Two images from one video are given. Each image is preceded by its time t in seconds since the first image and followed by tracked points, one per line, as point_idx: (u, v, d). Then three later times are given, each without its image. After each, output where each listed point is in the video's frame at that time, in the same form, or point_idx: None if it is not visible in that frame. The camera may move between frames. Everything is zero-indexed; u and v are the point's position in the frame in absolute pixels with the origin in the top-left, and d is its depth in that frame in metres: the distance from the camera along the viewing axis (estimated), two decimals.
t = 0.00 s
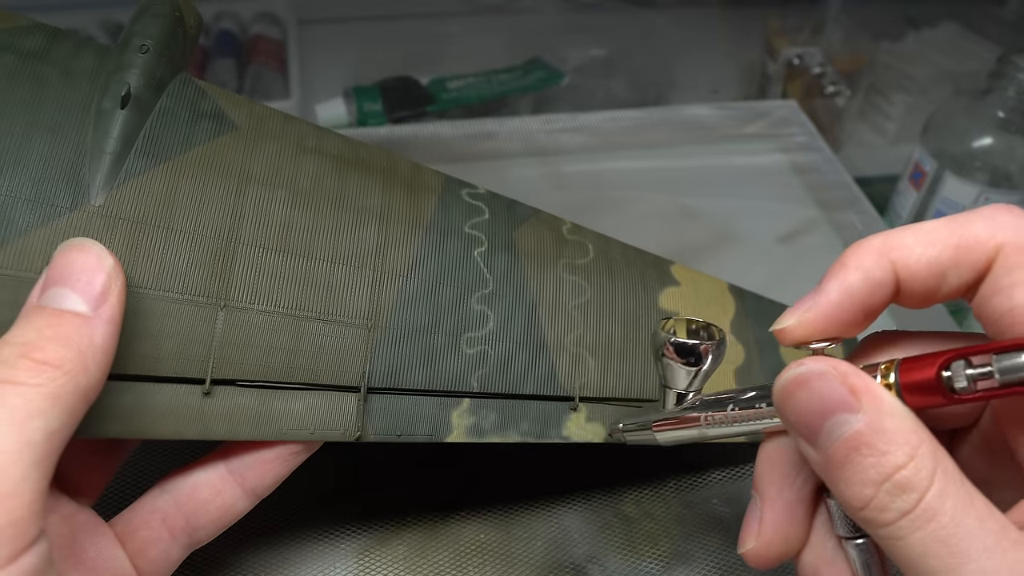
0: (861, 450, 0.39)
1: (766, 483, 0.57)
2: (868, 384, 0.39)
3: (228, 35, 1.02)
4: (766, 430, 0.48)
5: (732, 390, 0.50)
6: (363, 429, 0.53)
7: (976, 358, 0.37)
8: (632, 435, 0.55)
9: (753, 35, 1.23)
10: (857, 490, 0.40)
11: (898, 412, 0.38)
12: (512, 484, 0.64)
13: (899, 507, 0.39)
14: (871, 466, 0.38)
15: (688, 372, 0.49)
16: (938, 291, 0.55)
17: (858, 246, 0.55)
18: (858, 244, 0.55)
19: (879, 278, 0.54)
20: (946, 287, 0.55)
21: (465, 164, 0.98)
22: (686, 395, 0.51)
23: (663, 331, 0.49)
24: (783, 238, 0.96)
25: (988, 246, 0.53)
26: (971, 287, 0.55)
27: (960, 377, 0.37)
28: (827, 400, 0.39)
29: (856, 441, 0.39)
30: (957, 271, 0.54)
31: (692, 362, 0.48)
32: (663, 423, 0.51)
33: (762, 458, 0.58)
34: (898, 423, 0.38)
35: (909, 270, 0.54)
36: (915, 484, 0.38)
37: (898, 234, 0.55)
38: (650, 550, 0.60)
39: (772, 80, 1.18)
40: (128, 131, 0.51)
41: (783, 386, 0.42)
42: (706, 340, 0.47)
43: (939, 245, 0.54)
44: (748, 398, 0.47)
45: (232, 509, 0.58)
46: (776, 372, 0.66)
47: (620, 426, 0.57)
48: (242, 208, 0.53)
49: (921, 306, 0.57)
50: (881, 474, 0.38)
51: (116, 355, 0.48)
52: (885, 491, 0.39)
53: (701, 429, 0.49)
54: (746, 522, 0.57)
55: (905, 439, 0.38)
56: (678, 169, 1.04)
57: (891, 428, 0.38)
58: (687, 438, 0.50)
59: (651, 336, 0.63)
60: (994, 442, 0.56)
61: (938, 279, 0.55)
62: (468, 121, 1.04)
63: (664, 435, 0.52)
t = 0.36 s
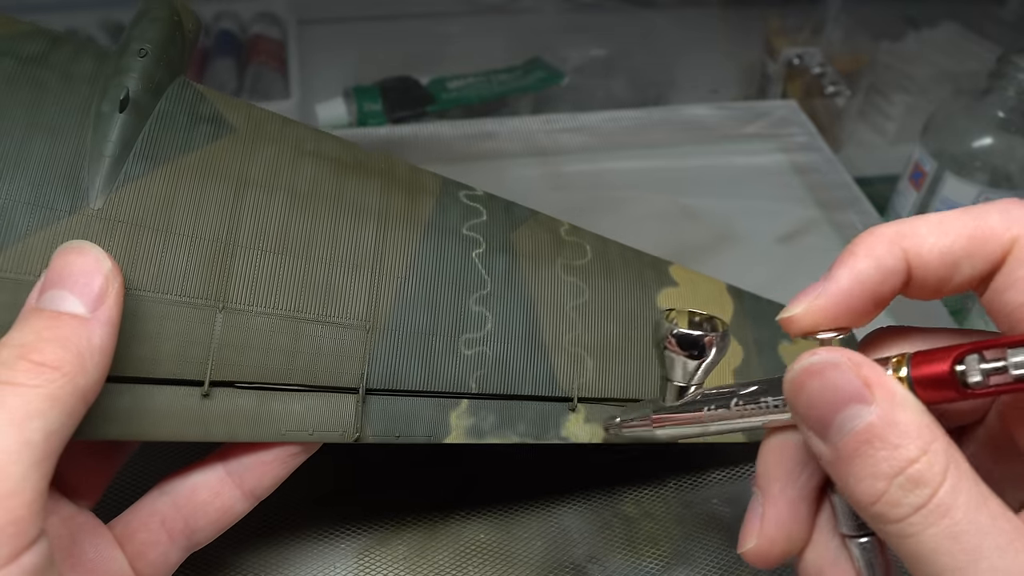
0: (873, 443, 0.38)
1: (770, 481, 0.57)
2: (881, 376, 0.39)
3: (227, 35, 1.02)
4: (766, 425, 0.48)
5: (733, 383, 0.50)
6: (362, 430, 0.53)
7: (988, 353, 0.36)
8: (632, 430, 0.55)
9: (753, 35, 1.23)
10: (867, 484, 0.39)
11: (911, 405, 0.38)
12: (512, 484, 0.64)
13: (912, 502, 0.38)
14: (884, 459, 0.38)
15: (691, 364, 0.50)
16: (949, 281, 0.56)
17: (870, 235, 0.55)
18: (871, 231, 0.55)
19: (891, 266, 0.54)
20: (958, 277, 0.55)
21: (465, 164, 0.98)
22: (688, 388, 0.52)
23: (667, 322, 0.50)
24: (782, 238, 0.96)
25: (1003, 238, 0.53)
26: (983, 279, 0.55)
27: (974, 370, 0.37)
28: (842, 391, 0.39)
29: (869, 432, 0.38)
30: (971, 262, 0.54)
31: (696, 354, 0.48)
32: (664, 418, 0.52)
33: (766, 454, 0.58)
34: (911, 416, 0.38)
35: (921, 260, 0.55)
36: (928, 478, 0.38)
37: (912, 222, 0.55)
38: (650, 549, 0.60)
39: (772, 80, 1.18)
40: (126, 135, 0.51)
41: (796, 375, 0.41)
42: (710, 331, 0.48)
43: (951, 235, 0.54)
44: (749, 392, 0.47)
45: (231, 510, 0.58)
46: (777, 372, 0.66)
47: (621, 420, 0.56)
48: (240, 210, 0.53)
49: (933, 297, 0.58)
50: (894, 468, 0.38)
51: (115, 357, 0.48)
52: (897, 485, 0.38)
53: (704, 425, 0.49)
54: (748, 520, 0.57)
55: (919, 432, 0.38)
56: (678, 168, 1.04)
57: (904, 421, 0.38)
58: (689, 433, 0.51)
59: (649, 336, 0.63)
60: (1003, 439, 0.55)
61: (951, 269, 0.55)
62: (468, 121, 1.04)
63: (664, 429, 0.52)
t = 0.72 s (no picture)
0: (721, 460, 0.38)
1: (632, 497, 0.56)
2: (726, 391, 0.39)
3: (228, 36, 1.02)
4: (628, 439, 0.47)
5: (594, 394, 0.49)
6: (364, 431, 0.53)
7: (838, 360, 0.36)
8: (498, 444, 0.52)
9: (753, 36, 1.23)
10: (719, 502, 0.39)
11: (757, 421, 0.38)
12: (512, 484, 0.64)
13: (761, 520, 0.38)
14: (733, 477, 0.38)
15: (546, 379, 0.47)
16: (794, 288, 0.53)
17: (710, 245, 0.53)
18: (712, 240, 0.53)
19: (733, 275, 0.52)
20: (802, 284, 0.52)
21: (466, 164, 0.98)
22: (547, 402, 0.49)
23: (518, 336, 0.46)
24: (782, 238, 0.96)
25: (844, 241, 0.50)
26: (831, 284, 0.52)
27: (821, 380, 0.37)
28: (687, 408, 0.39)
29: (716, 450, 0.38)
30: (814, 268, 0.51)
31: (551, 369, 0.46)
32: (524, 432, 0.49)
33: (626, 468, 0.56)
34: (759, 431, 0.38)
35: (763, 268, 0.52)
36: (777, 494, 0.38)
37: (753, 229, 0.53)
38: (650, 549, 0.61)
39: (772, 80, 1.18)
40: (128, 132, 0.51)
41: (639, 395, 0.41)
42: (564, 344, 0.46)
43: (795, 241, 0.51)
44: (613, 403, 0.46)
45: (232, 510, 0.59)
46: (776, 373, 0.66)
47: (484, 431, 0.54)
48: (243, 208, 0.53)
49: (781, 304, 0.55)
50: (743, 485, 0.38)
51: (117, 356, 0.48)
52: (746, 502, 0.38)
53: (563, 439, 0.47)
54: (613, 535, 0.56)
55: (767, 447, 0.38)
56: (678, 168, 1.04)
57: (752, 436, 0.38)
58: (548, 448, 0.49)
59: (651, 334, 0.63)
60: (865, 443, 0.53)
61: (794, 277, 0.52)
62: (468, 121, 1.04)
63: (528, 446, 0.50)
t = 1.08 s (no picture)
0: (735, 443, 0.39)
1: (637, 476, 0.56)
2: (741, 373, 0.39)
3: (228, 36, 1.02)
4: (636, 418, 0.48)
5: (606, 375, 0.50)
6: (364, 430, 0.53)
7: (851, 346, 0.37)
8: (504, 422, 0.53)
9: (753, 35, 1.23)
10: (731, 484, 0.39)
11: (773, 405, 0.38)
12: (512, 484, 0.64)
13: (773, 502, 0.38)
14: (745, 459, 0.38)
15: (556, 356, 0.47)
16: (811, 274, 0.53)
17: (729, 226, 0.53)
18: (731, 222, 0.53)
19: (749, 258, 0.52)
20: (820, 269, 0.53)
21: (466, 164, 0.98)
22: (555, 381, 0.49)
23: (530, 312, 0.46)
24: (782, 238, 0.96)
25: (864, 227, 0.51)
26: (849, 270, 0.52)
27: (834, 364, 0.38)
28: (700, 390, 0.39)
29: (730, 433, 0.39)
30: (832, 253, 0.52)
31: (561, 346, 0.46)
32: (532, 408, 0.50)
33: (636, 447, 0.56)
34: (773, 415, 0.38)
35: (781, 252, 0.53)
36: (790, 477, 0.38)
37: (772, 213, 0.53)
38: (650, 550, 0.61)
39: (772, 80, 1.18)
40: (129, 132, 0.51)
41: (654, 376, 0.41)
42: (576, 321, 0.46)
43: (813, 225, 0.52)
44: (620, 383, 0.46)
45: (231, 509, 0.59)
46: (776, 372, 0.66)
47: (489, 413, 0.54)
48: (243, 208, 0.53)
49: (797, 290, 0.55)
50: (755, 468, 0.38)
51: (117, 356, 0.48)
52: (759, 485, 0.38)
53: (571, 417, 0.49)
54: (618, 516, 0.56)
55: (781, 430, 0.38)
56: (678, 168, 1.04)
57: (767, 420, 0.38)
58: (556, 426, 0.50)
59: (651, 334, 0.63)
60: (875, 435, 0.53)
61: (812, 262, 0.52)
62: (468, 121, 1.04)
63: (533, 423, 0.51)
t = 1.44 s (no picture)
0: (743, 427, 0.38)
1: (642, 460, 0.56)
2: (748, 358, 0.39)
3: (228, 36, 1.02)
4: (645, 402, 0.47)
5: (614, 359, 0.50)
6: (364, 430, 0.53)
7: (856, 333, 0.37)
8: (513, 403, 0.53)
9: (753, 35, 1.23)
10: (739, 468, 0.39)
11: (779, 388, 0.38)
12: (513, 484, 0.64)
13: (780, 485, 0.38)
14: (753, 443, 0.38)
15: (566, 339, 0.48)
16: (818, 263, 0.53)
17: (740, 214, 0.53)
18: (741, 210, 0.53)
19: (758, 245, 0.52)
20: (827, 259, 0.53)
21: (466, 164, 0.98)
22: (564, 364, 0.50)
23: (542, 295, 0.47)
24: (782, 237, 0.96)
25: (872, 217, 0.51)
26: (856, 261, 0.52)
27: (838, 352, 0.37)
28: (708, 375, 0.39)
29: (739, 417, 0.38)
30: (840, 243, 0.52)
31: (571, 329, 0.47)
32: (540, 392, 0.51)
33: (641, 433, 0.56)
34: (781, 399, 0.38)
35: (789, 241, 0.52)
36: (797, 461, 0.38)
37: (782, 202, 0.53)
38: (650, 550, 0.61)
39: (772, 80, 1.18)
40: (129, 132, 0.51)
41: (662, 362, 0.41)
42: (586, 305, 0.46)
43: (823, 214, 0.52)
44: (628, 367, 0.46)
45: (232, 509, 0.59)
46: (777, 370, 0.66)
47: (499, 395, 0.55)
48: (243, 208, 0.53)
49: (804, 279, 0.55)
50: (763, 452, 0.38)
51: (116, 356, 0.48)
52: (766, 469, 0.38)
53: (578, 399, 0.49)
54: (622, 500, 0.57)
55: (788, 414, 0.38)
56: (678, 168, 1.04)
57: (774, 404, 0.38)
58: (563, 409, 0.50)
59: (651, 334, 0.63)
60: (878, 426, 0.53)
61: (820, 251, 0.52)
62: (468, 121, 1.04)
63: (541, 406, 0.51)
